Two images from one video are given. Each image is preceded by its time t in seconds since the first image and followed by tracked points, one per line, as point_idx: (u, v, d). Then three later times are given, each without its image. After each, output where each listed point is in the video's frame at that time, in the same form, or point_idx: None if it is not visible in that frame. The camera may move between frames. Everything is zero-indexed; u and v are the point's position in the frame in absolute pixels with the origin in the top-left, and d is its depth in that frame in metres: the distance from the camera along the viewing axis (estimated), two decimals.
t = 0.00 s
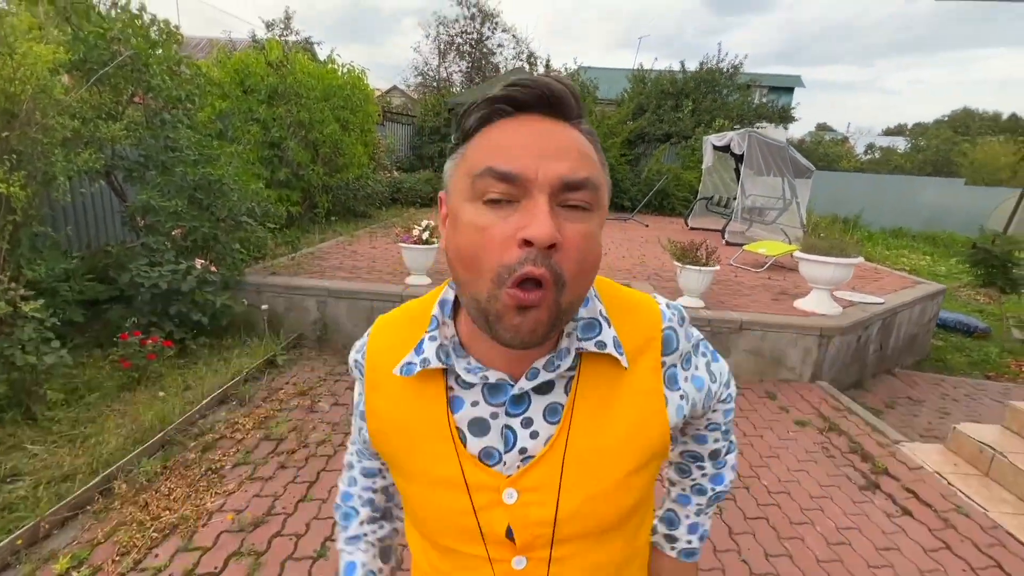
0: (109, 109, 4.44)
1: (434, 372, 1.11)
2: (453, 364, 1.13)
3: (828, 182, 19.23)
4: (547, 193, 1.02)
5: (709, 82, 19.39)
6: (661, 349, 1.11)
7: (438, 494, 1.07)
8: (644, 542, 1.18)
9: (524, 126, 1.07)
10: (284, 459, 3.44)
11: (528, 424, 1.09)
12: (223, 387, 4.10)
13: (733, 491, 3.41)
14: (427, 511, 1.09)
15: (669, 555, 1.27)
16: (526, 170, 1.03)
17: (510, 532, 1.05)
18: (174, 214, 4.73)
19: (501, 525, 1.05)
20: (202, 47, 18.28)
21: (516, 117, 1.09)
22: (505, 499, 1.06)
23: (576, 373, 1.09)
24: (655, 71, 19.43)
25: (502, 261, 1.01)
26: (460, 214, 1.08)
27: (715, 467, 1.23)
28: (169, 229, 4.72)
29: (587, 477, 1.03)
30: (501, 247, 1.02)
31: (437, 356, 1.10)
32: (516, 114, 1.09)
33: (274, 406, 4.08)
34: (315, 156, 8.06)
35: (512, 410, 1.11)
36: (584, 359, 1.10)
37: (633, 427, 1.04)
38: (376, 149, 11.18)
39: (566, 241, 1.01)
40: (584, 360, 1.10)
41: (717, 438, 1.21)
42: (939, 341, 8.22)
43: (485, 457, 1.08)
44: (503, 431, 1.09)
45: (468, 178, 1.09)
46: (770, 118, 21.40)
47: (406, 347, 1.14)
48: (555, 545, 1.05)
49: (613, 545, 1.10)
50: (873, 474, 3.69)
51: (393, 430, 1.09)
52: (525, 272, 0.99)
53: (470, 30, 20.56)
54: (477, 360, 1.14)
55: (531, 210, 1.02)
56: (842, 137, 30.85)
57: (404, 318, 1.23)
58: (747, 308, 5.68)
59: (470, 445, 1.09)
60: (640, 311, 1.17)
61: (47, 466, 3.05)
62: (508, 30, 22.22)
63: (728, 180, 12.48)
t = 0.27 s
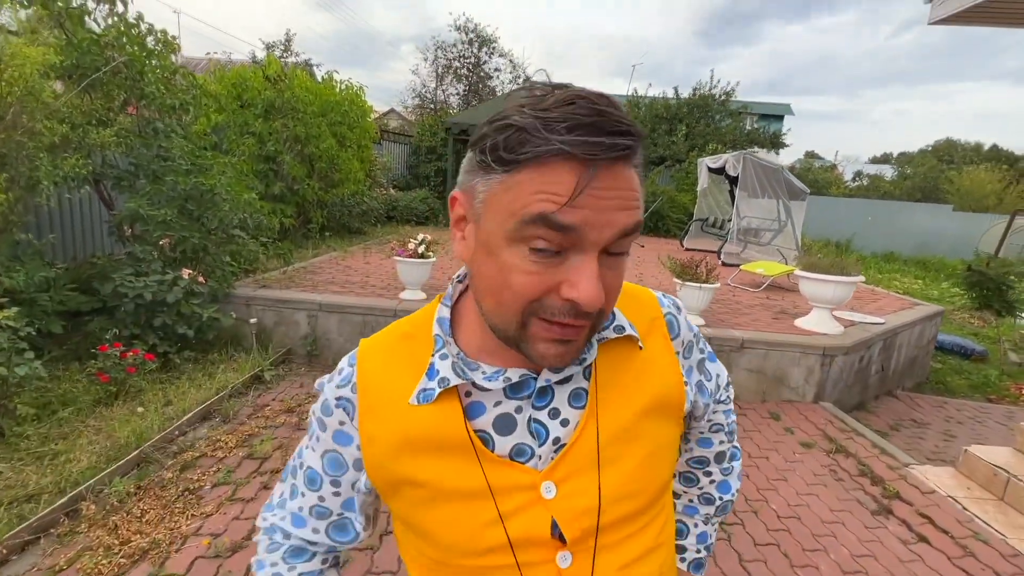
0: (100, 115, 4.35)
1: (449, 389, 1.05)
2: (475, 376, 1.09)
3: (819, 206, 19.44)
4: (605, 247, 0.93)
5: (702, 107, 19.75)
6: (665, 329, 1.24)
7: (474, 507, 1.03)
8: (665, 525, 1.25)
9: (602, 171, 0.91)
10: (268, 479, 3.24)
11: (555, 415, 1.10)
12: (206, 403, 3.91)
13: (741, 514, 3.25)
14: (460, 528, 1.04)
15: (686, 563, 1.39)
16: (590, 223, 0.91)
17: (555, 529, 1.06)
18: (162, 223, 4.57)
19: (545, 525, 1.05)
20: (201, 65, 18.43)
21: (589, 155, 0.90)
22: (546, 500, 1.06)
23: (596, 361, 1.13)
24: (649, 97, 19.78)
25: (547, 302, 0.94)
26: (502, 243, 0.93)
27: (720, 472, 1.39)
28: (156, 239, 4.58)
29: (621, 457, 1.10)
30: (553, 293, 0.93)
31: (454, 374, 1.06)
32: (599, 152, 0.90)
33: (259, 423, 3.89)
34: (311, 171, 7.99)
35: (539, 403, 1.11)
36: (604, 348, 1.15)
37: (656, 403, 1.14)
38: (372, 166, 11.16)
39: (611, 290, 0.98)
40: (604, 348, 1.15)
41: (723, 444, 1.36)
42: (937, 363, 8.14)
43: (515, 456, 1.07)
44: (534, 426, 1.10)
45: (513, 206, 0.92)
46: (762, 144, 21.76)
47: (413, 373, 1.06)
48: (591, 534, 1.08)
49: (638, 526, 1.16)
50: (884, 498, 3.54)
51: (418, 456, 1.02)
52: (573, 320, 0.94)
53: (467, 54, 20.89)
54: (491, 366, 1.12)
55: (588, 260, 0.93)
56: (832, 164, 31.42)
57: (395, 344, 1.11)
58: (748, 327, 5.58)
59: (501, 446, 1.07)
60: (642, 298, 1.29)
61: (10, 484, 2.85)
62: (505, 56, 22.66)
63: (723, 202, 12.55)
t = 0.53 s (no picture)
0: (103, 121, 4.35)
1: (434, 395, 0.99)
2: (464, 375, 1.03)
3: (821, 224, 19.45)
4: (568, 164, 1.02)
5: (704, 126, 19.94)
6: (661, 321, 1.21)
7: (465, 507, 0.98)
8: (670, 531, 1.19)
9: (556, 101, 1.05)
10: (261, 492, 3.13)
11: (550, 414, 1.06)
12: (200, 413, 3.82)
13: (751, 535, 3.13)
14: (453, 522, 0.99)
15: None
16: (549, 139, 1.01)
17: (552, 536, 0.99)
18: (163, 230, 4.53)
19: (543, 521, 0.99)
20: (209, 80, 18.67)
21: (535, 82, 1.05)
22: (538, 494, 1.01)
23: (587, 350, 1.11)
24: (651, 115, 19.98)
25: (522, 226, 0.98)
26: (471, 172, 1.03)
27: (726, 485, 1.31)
28: (156, 246, 4.54)
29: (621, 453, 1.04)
30: (524, 213, 0.98)
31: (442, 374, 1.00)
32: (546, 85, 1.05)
33: (254, 434, 3.79)
34: (314, 182, 8.01)
35: (533, 400, 1.07)
36: (592, 328, 1.15)
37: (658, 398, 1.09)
38: (375, 179, 11.20)
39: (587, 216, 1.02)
40: (594, 330, 1.15)
41: (729, 456, 1.29)
42: (946, 383, 8.01)
43: (509, 458, 1.02)
44: (528, 426, 1.05)
45: (476, 138, 1.04)
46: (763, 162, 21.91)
47: (397, 380, 1.01)
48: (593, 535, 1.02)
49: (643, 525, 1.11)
50: (899, 521, 3.42)
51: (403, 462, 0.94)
52: (554, 243, 0.96)
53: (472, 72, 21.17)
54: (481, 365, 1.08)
55: (554, 178, 1.01)
56: (833, 184, 31.57)
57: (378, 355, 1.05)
58: (754, 342, 5.50)
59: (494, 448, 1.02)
60: (635, 289, 1.27)
61: None
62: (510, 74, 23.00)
63: (726, 218, 12.55)
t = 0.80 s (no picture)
0: (121, 131, 4.42)
1: (435, 393, 1.04)
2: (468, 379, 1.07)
3: (833, 236, 19.25)
4: (564, 176, 1.06)
5: (713, 137, 19.96)
6: (665, 319, 1.33)
7: (490, 530, 1.02)
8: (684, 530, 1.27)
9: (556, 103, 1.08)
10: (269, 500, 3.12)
11: (560, 421, 1.11)
12: (210, 421, 3.82)
13: (767, 552, 3.05)
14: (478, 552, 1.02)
15: None
16: (546, 148, 1.04)
17: (578, 557, 1.04)
18: (177, 238, 4.59)
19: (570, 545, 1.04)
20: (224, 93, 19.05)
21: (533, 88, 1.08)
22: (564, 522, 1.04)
23: (594, 353, 1.20)
24: (660, 127, 20.04)
25: (512, 238, 1.03)
26: (462, 174, 1.07)
27: (729, 492, 1.40)
28: (170, 254, 4.59)
29: (636, 456, 1.13)
30: (514, 225, 1.03)
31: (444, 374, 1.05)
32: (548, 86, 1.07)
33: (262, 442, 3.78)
34: (326, 192, 8.08)
35: (543, 408, 1.11)
36: (604, 327, 1.24)
37: (665, 397, 1.20)
38: (386, 189, 11.30)
39: (577, 231, 1.07)
40: (600, 329, 1.24)
41: (731, 462, 1.39)
42: (965, 397, 7.82)
43: (523, 468, 1.07)
44: (539, 435, 1.09)
45: (468, 139, 1.07)
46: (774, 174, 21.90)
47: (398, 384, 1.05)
48: (616, 547, 1.07)
49: (660, 534, 1.18)
50: (921, 539, 3.32)
51: (422, 477, 0.98)
52: (542, 260, 1.01)
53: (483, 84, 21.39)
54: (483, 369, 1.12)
55: (548, 190, 1.06)
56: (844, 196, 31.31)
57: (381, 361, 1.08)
58: (767, 353, 5.42)
59: (506, 457, 1.06)
60: (638, 290, 1.38)
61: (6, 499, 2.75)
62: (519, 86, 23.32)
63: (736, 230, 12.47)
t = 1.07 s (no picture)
0: (150, 145, 4.56)
1: (427, 424, 1.03)
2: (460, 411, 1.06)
3: (855, 244, 18.86)
4: (541, 186, 1.05)
5: (731, 144, 19.80)
6: (673, 336, 1.33)
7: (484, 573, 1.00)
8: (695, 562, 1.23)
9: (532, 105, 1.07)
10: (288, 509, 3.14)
11: (559, 454, 1.10)
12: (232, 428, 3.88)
13: (792, 570, 2.97)
14: None
15: None
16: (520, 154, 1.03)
17: None
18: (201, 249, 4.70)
19: None
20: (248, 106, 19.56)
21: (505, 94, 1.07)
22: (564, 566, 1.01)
23: (595, 376, 1.19)
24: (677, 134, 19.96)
25: (489, 254, 1.03)
26: (433, 186, 1.09)
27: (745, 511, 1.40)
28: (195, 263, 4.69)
29: (641, 487, 1.11)
30: (490, 236, 1.03)
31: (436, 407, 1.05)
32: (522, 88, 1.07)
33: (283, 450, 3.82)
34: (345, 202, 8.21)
35: (540, 441, 1.10)
36: (607, 345, 1.25)
37: (670, 421, 1.18)
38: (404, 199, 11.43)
39: (561, 242, 1.05)
40: (601, 349, 1.24)
41: (747, 480, 1.38)
42: (999, 411, 7.53)
43: (519, 507, 1.05)
44: (535, 470, 1.07)
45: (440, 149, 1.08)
46: (794, 180, 21.59)
47: (385, 420, 1.05)
48: None
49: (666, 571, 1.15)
50: (956, 559, 3.19)
51: (402, 530, 0.98)
52: (520, 278, 1.01)
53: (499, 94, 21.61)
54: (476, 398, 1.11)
55: (524, 202, 1.04)
56: (867, 202, 30.68)
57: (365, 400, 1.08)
58: (789, 364, 5.30)
59: (501, 495, 1.04)
60: (644, 306, 1.39)
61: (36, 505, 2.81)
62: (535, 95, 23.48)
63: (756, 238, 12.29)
